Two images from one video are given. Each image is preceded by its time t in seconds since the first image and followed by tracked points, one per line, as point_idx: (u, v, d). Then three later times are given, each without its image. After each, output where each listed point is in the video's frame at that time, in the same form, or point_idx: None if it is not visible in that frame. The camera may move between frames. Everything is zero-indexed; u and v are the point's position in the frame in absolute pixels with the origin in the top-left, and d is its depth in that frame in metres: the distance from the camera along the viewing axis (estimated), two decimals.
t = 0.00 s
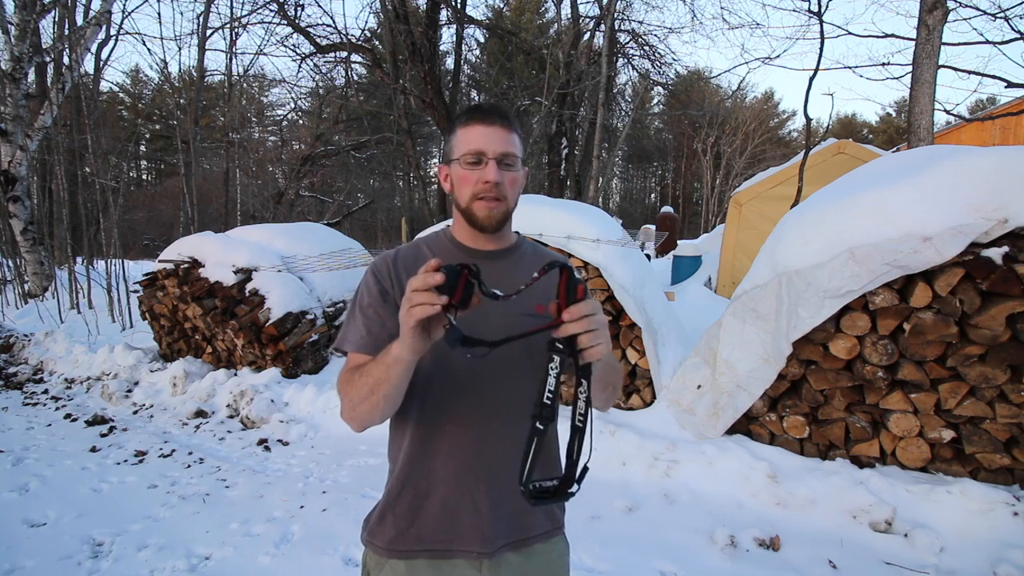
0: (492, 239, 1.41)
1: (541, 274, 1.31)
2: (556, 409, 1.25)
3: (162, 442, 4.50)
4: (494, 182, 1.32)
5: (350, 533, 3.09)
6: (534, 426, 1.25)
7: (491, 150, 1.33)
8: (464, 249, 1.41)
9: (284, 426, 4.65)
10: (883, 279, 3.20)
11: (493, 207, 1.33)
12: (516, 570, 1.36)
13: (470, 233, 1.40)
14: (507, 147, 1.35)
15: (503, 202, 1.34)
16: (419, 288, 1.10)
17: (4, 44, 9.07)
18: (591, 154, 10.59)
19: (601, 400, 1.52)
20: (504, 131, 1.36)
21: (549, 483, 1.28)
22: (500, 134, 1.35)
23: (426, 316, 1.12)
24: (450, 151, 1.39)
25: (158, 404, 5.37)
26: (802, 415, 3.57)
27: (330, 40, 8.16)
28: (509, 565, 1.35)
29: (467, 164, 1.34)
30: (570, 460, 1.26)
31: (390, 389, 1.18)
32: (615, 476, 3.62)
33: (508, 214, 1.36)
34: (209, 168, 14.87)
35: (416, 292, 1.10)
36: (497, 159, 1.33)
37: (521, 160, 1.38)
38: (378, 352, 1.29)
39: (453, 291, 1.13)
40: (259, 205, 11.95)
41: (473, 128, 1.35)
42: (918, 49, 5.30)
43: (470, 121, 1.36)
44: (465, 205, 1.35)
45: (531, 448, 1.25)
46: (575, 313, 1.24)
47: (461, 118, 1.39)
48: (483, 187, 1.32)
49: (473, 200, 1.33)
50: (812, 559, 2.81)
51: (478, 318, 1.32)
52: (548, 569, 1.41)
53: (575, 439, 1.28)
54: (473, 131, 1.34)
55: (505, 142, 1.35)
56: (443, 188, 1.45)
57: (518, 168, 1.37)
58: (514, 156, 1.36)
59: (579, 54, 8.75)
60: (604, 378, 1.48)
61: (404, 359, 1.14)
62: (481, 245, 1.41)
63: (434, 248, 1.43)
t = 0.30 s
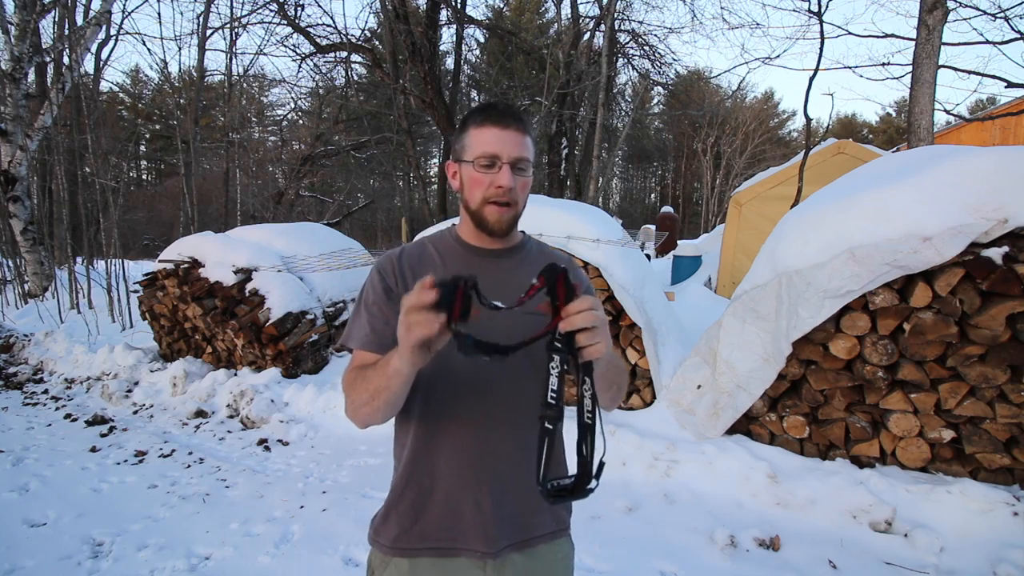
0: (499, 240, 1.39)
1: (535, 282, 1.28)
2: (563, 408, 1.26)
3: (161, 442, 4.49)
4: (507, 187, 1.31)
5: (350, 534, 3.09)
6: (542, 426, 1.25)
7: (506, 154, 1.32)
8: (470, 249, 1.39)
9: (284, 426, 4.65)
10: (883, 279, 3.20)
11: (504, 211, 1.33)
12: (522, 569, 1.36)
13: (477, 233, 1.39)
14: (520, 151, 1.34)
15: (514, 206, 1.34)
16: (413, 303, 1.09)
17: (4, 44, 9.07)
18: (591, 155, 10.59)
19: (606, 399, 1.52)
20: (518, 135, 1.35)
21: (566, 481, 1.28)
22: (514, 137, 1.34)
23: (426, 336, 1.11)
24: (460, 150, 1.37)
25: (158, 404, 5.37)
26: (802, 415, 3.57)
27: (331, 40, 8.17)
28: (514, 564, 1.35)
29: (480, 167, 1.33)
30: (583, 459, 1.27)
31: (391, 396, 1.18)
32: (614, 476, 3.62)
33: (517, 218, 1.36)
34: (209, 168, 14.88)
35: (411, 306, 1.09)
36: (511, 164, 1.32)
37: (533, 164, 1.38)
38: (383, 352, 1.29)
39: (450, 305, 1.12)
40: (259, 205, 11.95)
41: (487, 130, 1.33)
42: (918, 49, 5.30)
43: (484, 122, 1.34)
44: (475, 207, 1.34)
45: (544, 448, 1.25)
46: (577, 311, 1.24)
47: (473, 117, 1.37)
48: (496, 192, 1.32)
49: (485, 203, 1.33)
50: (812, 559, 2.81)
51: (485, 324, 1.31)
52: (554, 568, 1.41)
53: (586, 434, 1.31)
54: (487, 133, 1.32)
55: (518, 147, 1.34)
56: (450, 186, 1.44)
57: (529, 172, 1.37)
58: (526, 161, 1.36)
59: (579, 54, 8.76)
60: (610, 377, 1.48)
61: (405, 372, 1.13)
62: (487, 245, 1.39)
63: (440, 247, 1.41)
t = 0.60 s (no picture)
0: (500, 238, 1.37)
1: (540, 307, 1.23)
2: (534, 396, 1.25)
3: (162, 442, 4.49)
4: (506, 192, 1.32)
5: (350, 534, 3.09)
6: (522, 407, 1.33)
7: (504, 158, 1.32)
8: (471, 248, 1.38)
9: (284, 426, 4.65)
10: (882, 279, 3.20)
11: (503, 215, 1.33)
12: (529, 563, 1.38)
13: (476, 232, 1.37)
14: (519, 154, 1.33)
15: (513, 208, 1.34)
16: (434, 418, 1.10)
17: (4, 44, 9.08)
18: (591, 155, 10.59)
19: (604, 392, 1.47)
20: (516, 137, 1.34)
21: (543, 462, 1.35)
22: (513, 140, 1.33)
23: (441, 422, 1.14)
24: (459, 152, 1.38)
25: (158, 404, 5.37)
26: (802, 415, 3.57)
27: (330, 40, 8.18)
28: (521, 558, 1.37)
29: (478, 170, 1.33)
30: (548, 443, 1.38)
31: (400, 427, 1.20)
32: (614, 477, 3.62)
33: (518, 220, 1.36)
34: (209, 168, 14.87)
35: (430, 420, 1.10)
36: (510, 167, 1.32)
37: (532, 166, 1.38)
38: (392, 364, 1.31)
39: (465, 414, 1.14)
40: (259, 204, 11.94)
41: (485, 132, 1.32)
42: (918, 49, 5.30)
43: (482, 123, 1.34)
44: (474, 210, 1.34)
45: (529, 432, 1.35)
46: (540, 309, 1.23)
47: (471, 118, 1.36)
48: (494, 196, 1.32)
49: (484, 206, 1.33)
50: (812, 559, 2.81)
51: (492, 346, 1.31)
52: (562, 562, 1.43)
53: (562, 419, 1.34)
54: (484, 137, 1.32)
55: (517, 150, 1.33)
56: (450, 187, 1.44)
57: (528, 174, 1.36)
58: (525, 163, 1.35)
59: (579, 54, 8.76)
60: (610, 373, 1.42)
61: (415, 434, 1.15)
62: (489, 243, 1.38)
63: (443, 248, 1.40)
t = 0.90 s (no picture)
0: (497, 238, 1.36)
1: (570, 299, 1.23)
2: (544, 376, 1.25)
3: (162, 442, 4.49)
4: (499, 199, 1.31)
5: (350, 534, 3.09)
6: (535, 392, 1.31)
7: (497, 164, 1.30)
8: (468, 250, 1.38)
9: (284, 426, 4.65)
10: (882, 279, 3.20)
11: (498, 221, 1.32)
12: (533, 560, 1.39)
13: (474, 235, 1.36)
14: (512, 159, 1.31)
15: (508, 213, 1.33)
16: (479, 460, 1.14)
17: (4, 44, 9.08)
18: (591, 155, 10.59)
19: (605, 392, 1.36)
20: (510, 141, 1.31)
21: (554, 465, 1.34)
22: (505, 147, 1.30)
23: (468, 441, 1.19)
24: (453, 157, 1.36)
25: (158, 404, 5.37)
26: (802, 415, 3.58)
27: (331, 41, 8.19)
28: (525, 555, 1.38)
29: (471, 178, 1.31)
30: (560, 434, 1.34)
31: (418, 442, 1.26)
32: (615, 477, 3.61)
33: (513, 224, 1.35)
34: (209, 168, 14.87)
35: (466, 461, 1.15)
36: (503, 174, 1.30)
37: (527, 170, 1.35)
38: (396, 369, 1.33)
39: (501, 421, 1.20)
40: (259, 204, 11.93)
41: (477, 138, 1.30)
42: (918, 49, 5.30)
43: (473, 129, 1.31)
44: (468, 216, 1.34)
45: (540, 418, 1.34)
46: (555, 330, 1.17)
47: (463, 122, 1.34)
48: (488, 202, 1.31)
49: (479, 212, 1.32)
50: (812, 559, 2.80)
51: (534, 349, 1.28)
52: (566, 560, 1.44)
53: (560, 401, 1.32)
54: (476, 143, 1.30)
55: (510, 156, 1.31)
56: (446, 191, 1.43)
57: (523, 178, 1.34)
58: (519, 167, 1.33)
59: (579, 54, 8.76)
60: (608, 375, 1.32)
61: (432, 461, 1.19)
62: (486, 245, 1.37)
63: (442, 250, 1.40)
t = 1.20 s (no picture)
0: (499, 240, 1.36)
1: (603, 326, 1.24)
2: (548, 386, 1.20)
3: (162, 442, 4.49)
4: (509, 199, 1.31)
5: (350, 534, 3.09)
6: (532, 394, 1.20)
7: (507, 165, 1.31)
8: (469, 250, 1.37)
9: (284, 426, 4.65)
10: (882, 279, 3.20)
11: (506, 221, 1.33)
12: (531, 561, 1.40)
13: (476, 235, 1.37)
14: (522, 160, 1.33)
15: (515, 214, 1.34)
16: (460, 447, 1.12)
17: (4, 44, 9.09)
18: (591, 155, 10.60)
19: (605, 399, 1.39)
20: (520, 143, 1.33)
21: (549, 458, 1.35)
22: (516, 148, 1.32)
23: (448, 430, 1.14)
24: (460, 156, 1.36)
25: (158, 404, 5.37)
26: (802, 415, 3.58)
27: (330, 41, 8.20)
28: (524, 556, 1.39)
29: (481, 177, 1.32)
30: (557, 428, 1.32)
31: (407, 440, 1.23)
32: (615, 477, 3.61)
33: (519, 225, 1.36)
34: (209, 168, 14.87)
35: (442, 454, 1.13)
36: (513, 175, 1.31)
37: (534, 172, 1.37)
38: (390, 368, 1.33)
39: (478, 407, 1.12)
40: (259, 204, 11.94)
41: (487, 137, 1.31)
42: (918, 50, 5.30)
43: (484, 129, 1.32)
44: (476, 216, 1.34)
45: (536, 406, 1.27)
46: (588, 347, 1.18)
47: (473, 121, 1.34)
48: (497, 202, 1.32)
49: (487, 212, 1.32)
50: (812, 559, 2.80)
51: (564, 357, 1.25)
52: (563, 558, 1.45)
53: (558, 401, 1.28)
54: (487, 142, 1.31)
55: (520, 158, 1.32)
56: (450, 190, 1.43)
57: (530, 179, 1.36)
58: (527, 169, 1.35)
59: (579, 54, 8.76)
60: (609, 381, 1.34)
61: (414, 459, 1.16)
62: (488, 246, 1.37)
63: (441, 249, 1.39)
